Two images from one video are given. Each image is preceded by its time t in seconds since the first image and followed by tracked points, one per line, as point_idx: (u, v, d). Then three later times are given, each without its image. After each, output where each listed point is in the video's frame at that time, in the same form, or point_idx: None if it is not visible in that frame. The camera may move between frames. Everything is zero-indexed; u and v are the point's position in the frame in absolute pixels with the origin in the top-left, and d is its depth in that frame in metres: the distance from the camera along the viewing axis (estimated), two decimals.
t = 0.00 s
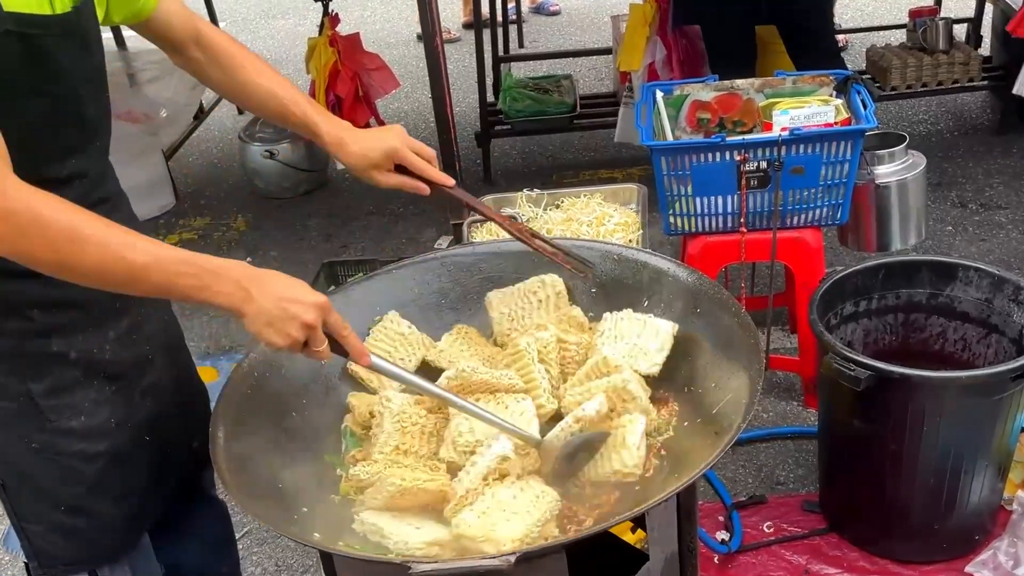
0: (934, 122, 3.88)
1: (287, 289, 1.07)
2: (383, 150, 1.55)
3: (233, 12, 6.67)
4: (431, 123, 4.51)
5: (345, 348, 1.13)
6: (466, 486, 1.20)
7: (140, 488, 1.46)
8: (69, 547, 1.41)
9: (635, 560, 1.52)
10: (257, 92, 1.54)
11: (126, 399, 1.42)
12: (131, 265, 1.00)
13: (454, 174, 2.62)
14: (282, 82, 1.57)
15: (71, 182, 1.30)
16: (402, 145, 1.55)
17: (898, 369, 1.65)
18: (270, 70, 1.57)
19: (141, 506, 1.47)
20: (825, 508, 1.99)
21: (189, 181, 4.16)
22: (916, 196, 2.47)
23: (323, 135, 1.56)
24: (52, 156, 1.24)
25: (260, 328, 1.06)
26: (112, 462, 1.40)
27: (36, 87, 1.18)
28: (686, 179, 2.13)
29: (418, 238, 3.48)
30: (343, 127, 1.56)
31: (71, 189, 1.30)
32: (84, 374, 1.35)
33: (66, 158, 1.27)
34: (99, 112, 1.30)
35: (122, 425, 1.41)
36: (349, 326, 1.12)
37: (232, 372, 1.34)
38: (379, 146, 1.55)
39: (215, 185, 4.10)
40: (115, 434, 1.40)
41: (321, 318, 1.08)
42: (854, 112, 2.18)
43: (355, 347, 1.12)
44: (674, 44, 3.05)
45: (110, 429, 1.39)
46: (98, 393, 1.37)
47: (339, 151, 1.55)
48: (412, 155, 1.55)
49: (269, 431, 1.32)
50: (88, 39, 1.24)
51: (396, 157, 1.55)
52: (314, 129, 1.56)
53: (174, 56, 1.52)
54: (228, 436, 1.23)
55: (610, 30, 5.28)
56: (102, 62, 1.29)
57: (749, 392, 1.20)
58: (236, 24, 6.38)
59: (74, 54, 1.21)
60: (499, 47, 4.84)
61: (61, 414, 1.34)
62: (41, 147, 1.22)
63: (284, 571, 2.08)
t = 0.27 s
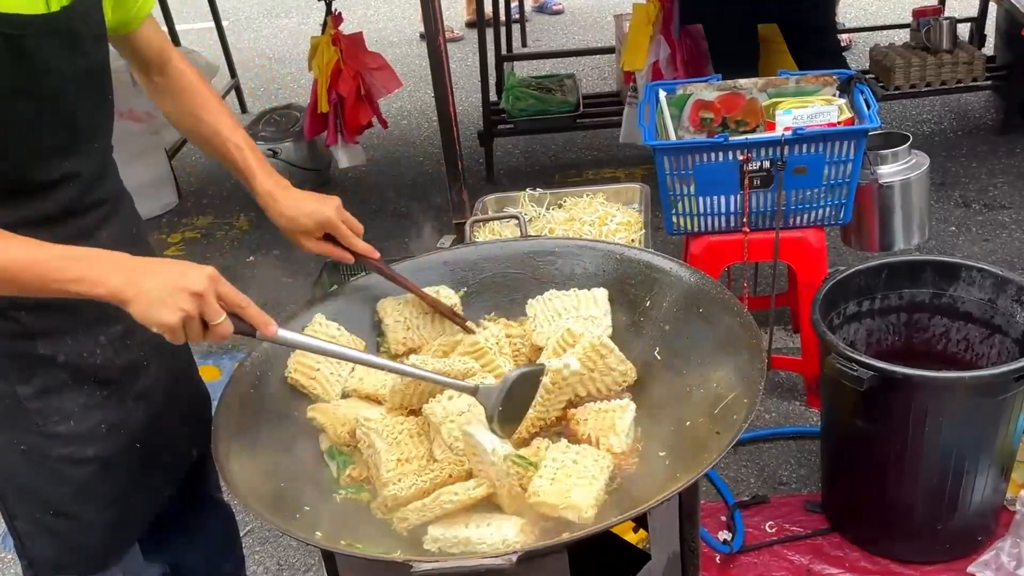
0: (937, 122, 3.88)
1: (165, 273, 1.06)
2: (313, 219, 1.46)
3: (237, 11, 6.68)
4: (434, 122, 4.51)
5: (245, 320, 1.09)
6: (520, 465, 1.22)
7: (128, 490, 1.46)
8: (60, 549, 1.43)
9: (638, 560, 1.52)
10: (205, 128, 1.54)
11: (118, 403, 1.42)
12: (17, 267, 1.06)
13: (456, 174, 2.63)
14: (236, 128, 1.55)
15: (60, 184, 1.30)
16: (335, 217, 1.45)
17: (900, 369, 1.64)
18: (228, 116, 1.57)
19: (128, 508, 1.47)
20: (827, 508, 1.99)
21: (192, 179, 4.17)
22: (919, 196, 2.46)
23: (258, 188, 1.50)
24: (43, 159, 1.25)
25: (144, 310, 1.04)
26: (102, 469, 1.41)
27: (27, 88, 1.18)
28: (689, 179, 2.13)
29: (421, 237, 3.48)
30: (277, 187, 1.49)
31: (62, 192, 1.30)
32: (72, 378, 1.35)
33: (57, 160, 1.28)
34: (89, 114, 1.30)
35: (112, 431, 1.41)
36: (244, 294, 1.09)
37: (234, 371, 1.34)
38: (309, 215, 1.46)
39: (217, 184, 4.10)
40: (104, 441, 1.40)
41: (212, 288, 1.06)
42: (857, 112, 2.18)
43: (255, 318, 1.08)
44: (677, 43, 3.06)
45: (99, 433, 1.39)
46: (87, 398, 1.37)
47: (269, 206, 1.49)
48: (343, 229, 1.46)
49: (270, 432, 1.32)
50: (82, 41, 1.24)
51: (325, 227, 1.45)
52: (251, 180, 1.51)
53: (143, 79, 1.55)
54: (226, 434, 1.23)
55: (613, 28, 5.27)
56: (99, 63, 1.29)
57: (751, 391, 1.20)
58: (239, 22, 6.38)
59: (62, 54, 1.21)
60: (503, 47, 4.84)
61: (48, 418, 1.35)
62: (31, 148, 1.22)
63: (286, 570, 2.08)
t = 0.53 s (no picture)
0: (939, 121, 3.87)
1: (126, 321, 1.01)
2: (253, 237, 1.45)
3: (239, 10, 6.69)
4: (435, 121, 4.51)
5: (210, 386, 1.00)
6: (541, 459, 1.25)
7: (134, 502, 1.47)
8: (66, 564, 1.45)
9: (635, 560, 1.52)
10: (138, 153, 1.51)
11: (120, 416, 1.44)
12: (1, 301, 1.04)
13: (456, 173, 2.63)
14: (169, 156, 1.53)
15: (56, 193, 1.31)
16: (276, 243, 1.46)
17: (900, 369, 1.64)
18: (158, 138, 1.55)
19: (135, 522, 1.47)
20: (827, 508, 1.99)
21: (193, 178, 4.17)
22: (921, 196, 2.46)
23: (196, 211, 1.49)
24: (38, 169, 1.25)
25: (98, 356, 0.99)
26: (103, 486, 1.43)
27: (18, 96, 1.19)
28: (689, 179, 2.13)
29: (422, 236, 3.48)
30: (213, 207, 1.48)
31: (55, 203, 1.31)
32: (76, 395, 1.38)
33: (53, 167, 1.28)
34: (83, 119, 1.30)
35: (117, 445, 1.43)
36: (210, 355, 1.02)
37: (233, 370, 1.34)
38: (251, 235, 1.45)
39: (218, 182, 4.11)
40: (109, 456, 1.43)
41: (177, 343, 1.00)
42: (858, 111, 2.18)
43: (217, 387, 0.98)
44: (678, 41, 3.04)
45: (104, 449, 1.42)
46: (91, 414, 1.40)
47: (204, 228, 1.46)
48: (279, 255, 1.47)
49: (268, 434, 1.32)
50: (66, 38, 1.25)
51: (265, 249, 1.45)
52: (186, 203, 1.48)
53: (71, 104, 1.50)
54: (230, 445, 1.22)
55: (615, 28, 5.27)
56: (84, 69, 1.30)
57: (750, 391, 1.20)
58: (241, 22, 6.39)
59: (46, 57, 1.21)
60: (505, 46, 4.84)
61: (52, 437, 1.37)
62: (24, 153, 1.22)
63: (286, 569, 2.08)
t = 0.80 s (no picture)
0: (940, 121, 3.87)
1: (229, 346, 1.04)
2: (275, 175, 1.52)
3: (239, 8, 6.68)
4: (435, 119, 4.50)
5: (297, 400, 1.07)
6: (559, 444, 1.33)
7: (119, 526, 1.42)
8: None
9: (631, 561, 1.52)
10: (132, 118, 1.44)
11: (97, 441, 1.36)
12: (71, 325, 0.99)
13: (455, 172, 2.62)
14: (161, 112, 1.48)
15: (24, 216, 1.25)
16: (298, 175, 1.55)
17: (899, 369, 1.64)
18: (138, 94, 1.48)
19: (129, 534, 1.45)
20: (826, 508, 1.98)
21: (193, 177, 4.17)
22: (921, 195, 2.45)
23: (209, 161, 1.49)
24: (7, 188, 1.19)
25: (205, 387, 1.03)
26: (85, 514, 1.34)
27: None
28: (688, 178, 2.12)
29: (421, 236, 3.47)
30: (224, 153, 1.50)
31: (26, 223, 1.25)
32: (51, 423, 1.29)
33: (19, 189, 1.22)
34: (45, 139, 1.24)
35: (95, 471, 1.35)
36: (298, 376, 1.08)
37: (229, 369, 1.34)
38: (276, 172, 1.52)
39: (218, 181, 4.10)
40: (89, 483, 1.34)
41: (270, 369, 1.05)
42: (857, 111, 2.17)
43: (307, 397, 1.07)
44: (677, 42, 3.04)
45: (84, 475, 1.33)
46: (68, 440, 1.31)
47: (228, 176, 1.49)
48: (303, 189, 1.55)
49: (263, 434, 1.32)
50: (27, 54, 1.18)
51: (289, 185, 1.53)
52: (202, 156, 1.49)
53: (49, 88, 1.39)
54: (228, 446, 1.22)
55: (615, 26, 5.27)
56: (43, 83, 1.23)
57: (747, 391, 1.19)
58: (241, 20, 6.38)
59: (15, 77, 1.15)
60: (504, 45, 4.84)
61: (31, 466, 1.27)
62: None
63: (285, 568, 2.08)
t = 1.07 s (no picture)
0: (940, 119, 3.87)
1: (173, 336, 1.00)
2: (240, 222, 1.42)
3: (239, 6, 6.68)
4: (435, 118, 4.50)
5: (266, 375, 1.05)
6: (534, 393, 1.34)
7: (106, 539, 1.40)
8: None
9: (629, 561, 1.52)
10: (99, 147, 1.41)
11: (78, 461, 1.34)
12: None
13: (453, 172, 2.61)
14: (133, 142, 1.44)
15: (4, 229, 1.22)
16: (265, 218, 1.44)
17: (898, 369, 1.64)
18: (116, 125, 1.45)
19: (124, 539, 1.44)
20: (825, 507, 1.98)
21: (192, 176, 4.16)
22: (920, 194, 2.45)
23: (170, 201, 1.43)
24: None
25: (159, 379, 0.99)
26: (65, 533, 1.33)
27: None
28: (688, 177, 2.13)
29: (421, 235, 3.47)
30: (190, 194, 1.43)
31: (5, 237, 1.22)
32: (31, 442, 1.27)
33: None
34: (19, 150, 1.21)
35: (74, 489, 1.33)
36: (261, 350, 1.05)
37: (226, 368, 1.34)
38: (240, 218, 1.42)
39: (217, 180, 4.10)
40: (67, 501, 1.33)
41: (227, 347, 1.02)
42: (857, 110, 2.17)
43: (275, 372, 1.05)
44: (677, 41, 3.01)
45: (63, 495, 1.32)
46: (48, 459, 1.29)
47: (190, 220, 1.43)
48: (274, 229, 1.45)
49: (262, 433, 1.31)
50: None
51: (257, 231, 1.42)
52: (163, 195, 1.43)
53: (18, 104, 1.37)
54: (228, 449, 1.22)
55: (615, 24, 5.27)
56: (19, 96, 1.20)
57: (744, 390, 1.19)
58: (241, 19, 6.38)
59: None
60: (504, 44, 4.84)
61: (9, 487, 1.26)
62: None
63: (284, 567, 2.08)
